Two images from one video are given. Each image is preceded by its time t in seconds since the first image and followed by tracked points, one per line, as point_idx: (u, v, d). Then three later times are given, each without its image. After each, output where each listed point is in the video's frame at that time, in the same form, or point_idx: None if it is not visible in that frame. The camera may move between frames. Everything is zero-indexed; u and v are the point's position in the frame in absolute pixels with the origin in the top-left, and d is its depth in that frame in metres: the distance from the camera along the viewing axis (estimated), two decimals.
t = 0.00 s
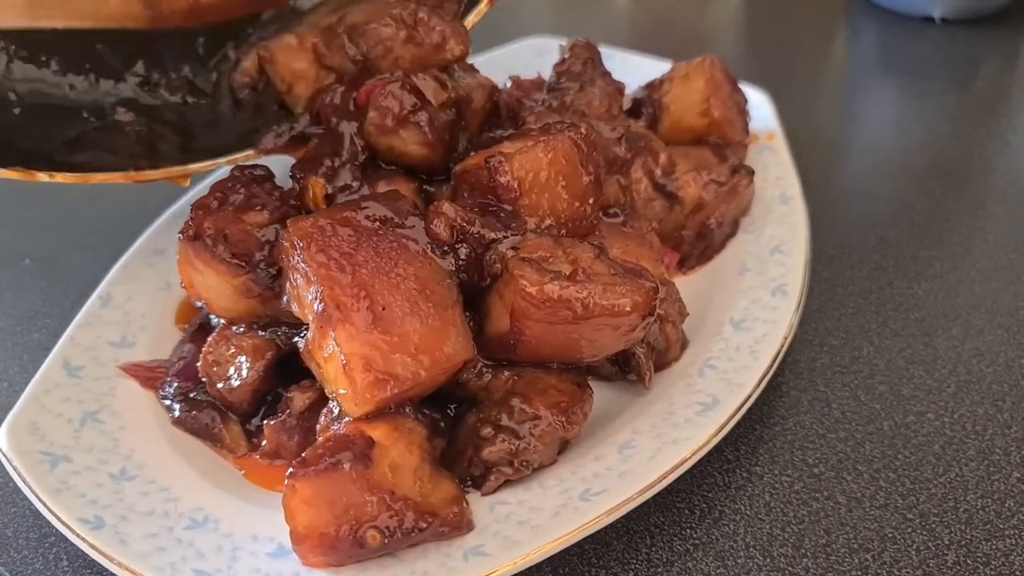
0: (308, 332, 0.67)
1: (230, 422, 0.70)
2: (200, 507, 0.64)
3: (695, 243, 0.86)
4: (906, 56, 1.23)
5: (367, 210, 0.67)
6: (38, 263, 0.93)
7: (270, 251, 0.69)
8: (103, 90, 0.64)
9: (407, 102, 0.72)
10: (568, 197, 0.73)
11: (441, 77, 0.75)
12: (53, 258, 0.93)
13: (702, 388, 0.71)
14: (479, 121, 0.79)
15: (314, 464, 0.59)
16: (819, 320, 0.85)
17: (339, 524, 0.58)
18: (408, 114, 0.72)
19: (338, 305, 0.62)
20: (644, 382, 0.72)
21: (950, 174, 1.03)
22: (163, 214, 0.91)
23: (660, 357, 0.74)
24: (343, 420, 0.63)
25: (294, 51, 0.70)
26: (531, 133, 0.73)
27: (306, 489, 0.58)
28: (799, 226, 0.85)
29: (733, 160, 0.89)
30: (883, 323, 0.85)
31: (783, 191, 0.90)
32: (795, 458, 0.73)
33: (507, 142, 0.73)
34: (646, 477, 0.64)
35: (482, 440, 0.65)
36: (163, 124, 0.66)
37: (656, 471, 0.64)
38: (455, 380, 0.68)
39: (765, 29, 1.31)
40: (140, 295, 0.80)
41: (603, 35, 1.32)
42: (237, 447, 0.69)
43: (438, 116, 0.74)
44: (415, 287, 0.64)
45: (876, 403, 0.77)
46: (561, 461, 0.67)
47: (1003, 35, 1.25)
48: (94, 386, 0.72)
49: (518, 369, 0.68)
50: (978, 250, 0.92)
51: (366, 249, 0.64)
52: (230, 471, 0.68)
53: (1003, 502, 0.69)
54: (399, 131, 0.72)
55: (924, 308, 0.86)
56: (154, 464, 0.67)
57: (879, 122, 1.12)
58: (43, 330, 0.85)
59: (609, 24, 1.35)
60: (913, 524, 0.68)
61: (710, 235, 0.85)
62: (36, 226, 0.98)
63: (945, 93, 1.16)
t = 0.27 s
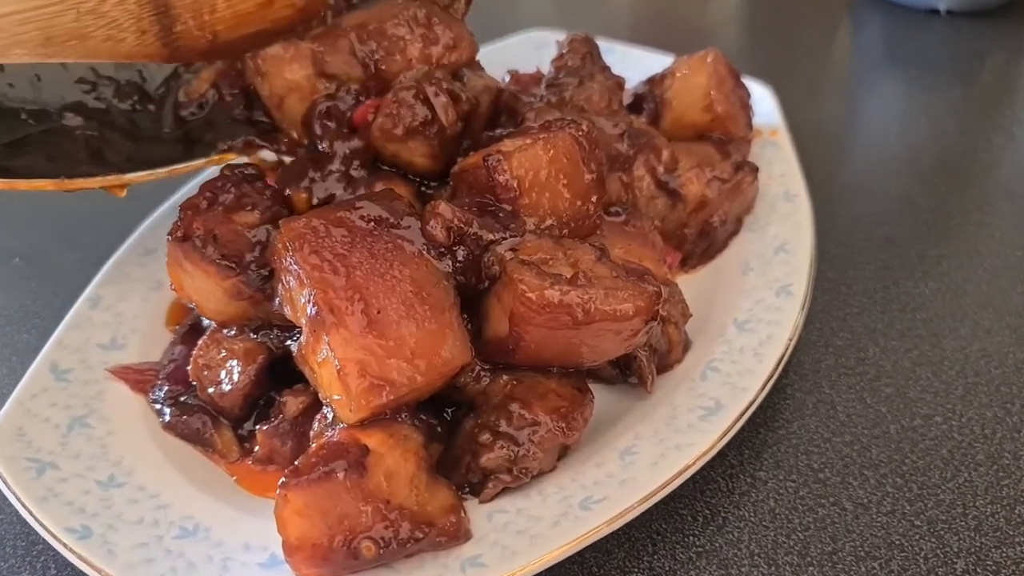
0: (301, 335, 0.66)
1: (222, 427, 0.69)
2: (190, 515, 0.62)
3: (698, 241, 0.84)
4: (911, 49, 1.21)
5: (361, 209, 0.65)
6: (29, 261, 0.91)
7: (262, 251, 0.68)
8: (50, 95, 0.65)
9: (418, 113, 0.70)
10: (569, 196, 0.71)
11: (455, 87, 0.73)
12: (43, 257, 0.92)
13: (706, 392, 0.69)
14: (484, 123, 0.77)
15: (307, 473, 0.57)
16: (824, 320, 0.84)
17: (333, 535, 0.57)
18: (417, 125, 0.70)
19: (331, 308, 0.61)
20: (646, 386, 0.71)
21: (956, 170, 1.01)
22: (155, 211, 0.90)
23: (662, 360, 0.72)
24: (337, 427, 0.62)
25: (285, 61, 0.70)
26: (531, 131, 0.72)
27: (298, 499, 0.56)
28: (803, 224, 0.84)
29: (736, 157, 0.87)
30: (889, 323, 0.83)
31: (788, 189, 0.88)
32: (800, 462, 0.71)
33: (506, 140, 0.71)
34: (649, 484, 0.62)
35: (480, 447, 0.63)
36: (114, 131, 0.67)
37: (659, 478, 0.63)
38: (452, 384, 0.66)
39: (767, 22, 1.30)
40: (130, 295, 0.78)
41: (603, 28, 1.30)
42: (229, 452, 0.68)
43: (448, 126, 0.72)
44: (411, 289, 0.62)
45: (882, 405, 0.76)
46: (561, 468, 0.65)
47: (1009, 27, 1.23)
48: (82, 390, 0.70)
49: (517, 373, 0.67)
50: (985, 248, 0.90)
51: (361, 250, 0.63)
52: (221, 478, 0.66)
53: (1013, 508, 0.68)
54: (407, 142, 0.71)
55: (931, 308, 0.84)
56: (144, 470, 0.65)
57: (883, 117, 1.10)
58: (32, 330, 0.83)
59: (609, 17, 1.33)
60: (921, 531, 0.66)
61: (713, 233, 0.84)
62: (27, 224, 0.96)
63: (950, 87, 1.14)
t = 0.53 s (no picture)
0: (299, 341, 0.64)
1: (218, 436, 0.67)
2: (184, 529, 0.60)
3: (707, 243, 0.82)
4: (920, 43, 1.19)
5: (361, 213, 0.64)
6: (23, 263, 0.89)
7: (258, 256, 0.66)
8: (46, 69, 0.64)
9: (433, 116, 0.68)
10: (577, 201, 0.69)
11: (466, 86, 0.71)
12: (37, 258, 0.90)
13: (716, 400, 0.67)
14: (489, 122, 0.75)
15: (306, 488, 0.55)
16: (835, 324, 0.82)
17: (333, 552, 0.55)
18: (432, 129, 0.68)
19: (331, 316, 0.59)
20: (654, 394, 0.69)
21: (969, 168, 0.99)
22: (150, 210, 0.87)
23: (672, 366, 0.70)
24: (337, 438, 0.60)
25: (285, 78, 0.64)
26: (541, 132, 0.70)
27: (295, 515, 0.55)
28: (815, 226, 0.82)
29: (746, 157, 0.85)
30: (902, 327, 0.81)
31: (799, 189, 0.86)
32: (812, 471, 0.70)
33: (513, 140, 0.70)
34: (658, 497, 0.60)
35: (484, 458, 0.61)
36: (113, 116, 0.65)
37: (669, 491, 0.61)
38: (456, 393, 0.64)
39: (773, 17, 1.27)
40: (124, 298, 0.76)
41: (607, 23, 1.28)
42: (225, 462, 0.66)
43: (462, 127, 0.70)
44: (414, 296, 0.60)
45: (896, 413, 0.74)
46: (567, 480, 0.63)
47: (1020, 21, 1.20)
48: (74, 397, 0.68)
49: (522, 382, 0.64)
50: (1000, 250, 0.88)
51: (361, 256, 0.61)
52: (217, 489, 0.65)
53: None
54: (420, 146, 0.69)
55: (945, 311, 0.82)
56: (137, 481, 0.63)
57: (893, 113, 1.08)
58: (24, 333, 0.81)
59: (614, 12, 1.31)
60: (937, 543, 0.64)
61: (723, 235, 0.82)
62: (20, 225, 0.94)
63: (961, 82, 1.12)
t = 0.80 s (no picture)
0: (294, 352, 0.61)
1: (211, 449, 0.65)
2: (175, 547, 0.58)
3: (714, 246, 0.80)
4: (931, 38, 1.17)
5: (359, 219, 0.61)
6: (13, 266, 0.87)
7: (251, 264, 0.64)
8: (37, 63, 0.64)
9: (416, 98, 0.69)
10: (583, 207, 0.67)
11: (455, 85, 0.71)
12: (29, 261, 0.88)
13: (725, 412, 0.65)
14: (494, 120, 0.74)
15: (300, 508, 0.53)
16: (846, 330, 0.79)
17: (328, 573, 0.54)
18: (416, 111, 0.69)
19: (326, 328, 0.56)
20: (661, 405, 0.67)
21: (982, 168, 0.96)
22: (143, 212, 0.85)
23: (678, 376, 0.69)
24: (333, 453, 0.58)
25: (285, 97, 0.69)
26: (550, 134, 0.68)
27: (290, 536, 0.53)
28: (825, 228, 0.80)
29: (755, 157, 0.83)
30: (915, 333, 0.79)
31: (809, 191, 0.84)
32: (823, 484, 0.68)
33: (521, 145, 0.68)
34: (665, 514, 0.59)
35: (485, 473, 0.59)
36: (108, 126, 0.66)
37: (676, 507, 0.59)
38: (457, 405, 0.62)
39: (781, 11, 1.25)
40: (115, 305, 0.74)
41: (611, 19, 1.25)
42: (219, 475, 0.64)
43: (450, 113, 0.70)
44: (413, 306, 0.58)
45: (909, 423, 0.72)
46: (571, 495, 0.61)
47: None
48: (63, 408, 0.66)
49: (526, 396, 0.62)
50: (1015, 252, 0.86)
51: (358, 264, 0.58)
52: (210, 504, 0.63)
53: None
54: (407, 131, 0.69)
55: (959, 316, 0.80)
56: (127, 497, 0.61)
57: (903, 110, 1.06)
58: (13, 340, 0.79)
59: (619, 7, 1.29)
60: (953, 560, 0.62)
61: (731, 238, 0.79)
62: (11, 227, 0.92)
63: (974, 78, 1.09)
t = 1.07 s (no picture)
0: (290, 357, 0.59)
1: (205, 458, 0.62)
2: (168, 563, 0.55)
3: (728, 244, 0.77)
4: (945, 29, 1.14)
5: (355, 217, 0.59)
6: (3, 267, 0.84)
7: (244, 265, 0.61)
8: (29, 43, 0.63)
9: (405, 86, 0.66)
10: (587, 201, 0.65)
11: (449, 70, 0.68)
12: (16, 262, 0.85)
13: (742, 418, 0.62)
14: (494, 110, 0.71)
15: (297, 524, 0.51)
16: (864, 332, 0.77)
17: None
18: (406, 98, 0.66)
19: (323, 333, 0.54)
20: (674, 412, 0.64)
21: (1001, 163, 0.93)
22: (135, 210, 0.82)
23: (693, 380, 0.66)
24: (331, 464, 0.55)
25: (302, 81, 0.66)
26: (552, 127, 0.66)
27: (287, 556, 0.50)
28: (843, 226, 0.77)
29: (770, 152, 0.80)
30: (936, 335, 0.76)
31: (825, 187, 0.81)
32: (844, 495, 0.65)
33: (525, 139, 0.66)
34: (682, 529, 0.56)
35: (490, 485, 0.57)
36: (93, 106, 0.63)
37: (692, 522, 0.56)
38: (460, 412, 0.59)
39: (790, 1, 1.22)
40: (105, 307, 0.71)
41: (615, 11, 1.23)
42: (214, 485, 0.61)
43: (444, 101, 0.67)
44: (414, 309, 0.55)
45: (932, 429, 0.69)
46: (581, 507, 0.59)
47: None
48: (51, 416, 0.63)
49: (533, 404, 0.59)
50: None
51: (356, 266, 0.56)
52: (204, 516, 0.60)
53: None
54: (397, 120, 0.66)
55: (981, 317, 0.77)
56: (118, 509, 0.59)
57: (919, 103, 1.03)
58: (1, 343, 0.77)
59: None
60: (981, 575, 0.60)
61: (745, 235, 0.76)
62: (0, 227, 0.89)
63: (990, 70, 1.06)
